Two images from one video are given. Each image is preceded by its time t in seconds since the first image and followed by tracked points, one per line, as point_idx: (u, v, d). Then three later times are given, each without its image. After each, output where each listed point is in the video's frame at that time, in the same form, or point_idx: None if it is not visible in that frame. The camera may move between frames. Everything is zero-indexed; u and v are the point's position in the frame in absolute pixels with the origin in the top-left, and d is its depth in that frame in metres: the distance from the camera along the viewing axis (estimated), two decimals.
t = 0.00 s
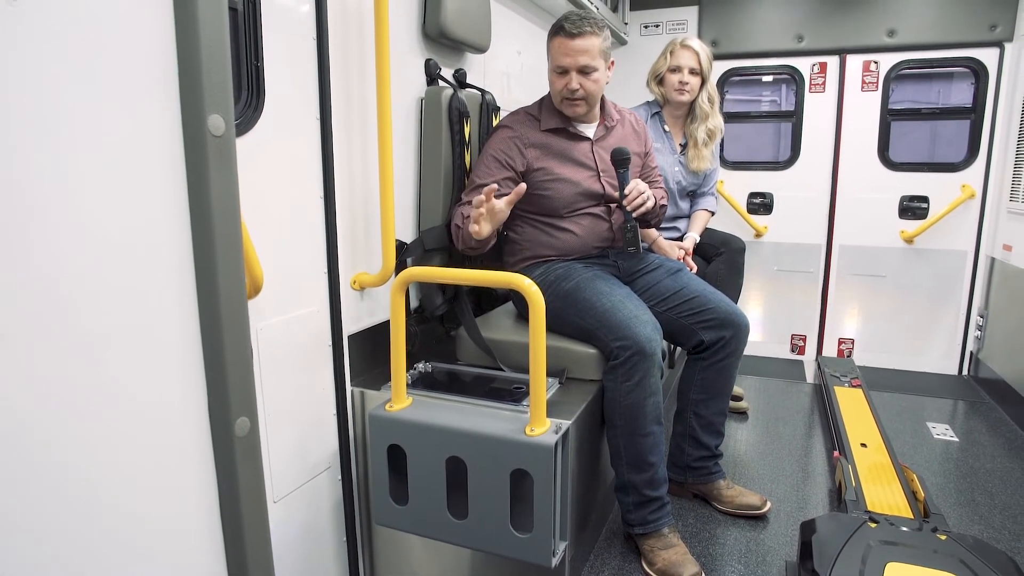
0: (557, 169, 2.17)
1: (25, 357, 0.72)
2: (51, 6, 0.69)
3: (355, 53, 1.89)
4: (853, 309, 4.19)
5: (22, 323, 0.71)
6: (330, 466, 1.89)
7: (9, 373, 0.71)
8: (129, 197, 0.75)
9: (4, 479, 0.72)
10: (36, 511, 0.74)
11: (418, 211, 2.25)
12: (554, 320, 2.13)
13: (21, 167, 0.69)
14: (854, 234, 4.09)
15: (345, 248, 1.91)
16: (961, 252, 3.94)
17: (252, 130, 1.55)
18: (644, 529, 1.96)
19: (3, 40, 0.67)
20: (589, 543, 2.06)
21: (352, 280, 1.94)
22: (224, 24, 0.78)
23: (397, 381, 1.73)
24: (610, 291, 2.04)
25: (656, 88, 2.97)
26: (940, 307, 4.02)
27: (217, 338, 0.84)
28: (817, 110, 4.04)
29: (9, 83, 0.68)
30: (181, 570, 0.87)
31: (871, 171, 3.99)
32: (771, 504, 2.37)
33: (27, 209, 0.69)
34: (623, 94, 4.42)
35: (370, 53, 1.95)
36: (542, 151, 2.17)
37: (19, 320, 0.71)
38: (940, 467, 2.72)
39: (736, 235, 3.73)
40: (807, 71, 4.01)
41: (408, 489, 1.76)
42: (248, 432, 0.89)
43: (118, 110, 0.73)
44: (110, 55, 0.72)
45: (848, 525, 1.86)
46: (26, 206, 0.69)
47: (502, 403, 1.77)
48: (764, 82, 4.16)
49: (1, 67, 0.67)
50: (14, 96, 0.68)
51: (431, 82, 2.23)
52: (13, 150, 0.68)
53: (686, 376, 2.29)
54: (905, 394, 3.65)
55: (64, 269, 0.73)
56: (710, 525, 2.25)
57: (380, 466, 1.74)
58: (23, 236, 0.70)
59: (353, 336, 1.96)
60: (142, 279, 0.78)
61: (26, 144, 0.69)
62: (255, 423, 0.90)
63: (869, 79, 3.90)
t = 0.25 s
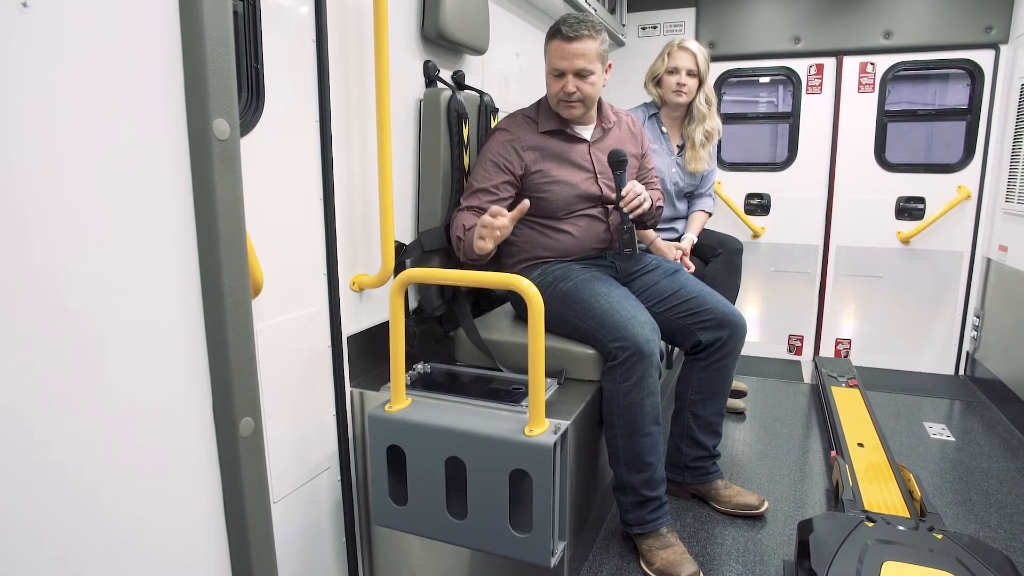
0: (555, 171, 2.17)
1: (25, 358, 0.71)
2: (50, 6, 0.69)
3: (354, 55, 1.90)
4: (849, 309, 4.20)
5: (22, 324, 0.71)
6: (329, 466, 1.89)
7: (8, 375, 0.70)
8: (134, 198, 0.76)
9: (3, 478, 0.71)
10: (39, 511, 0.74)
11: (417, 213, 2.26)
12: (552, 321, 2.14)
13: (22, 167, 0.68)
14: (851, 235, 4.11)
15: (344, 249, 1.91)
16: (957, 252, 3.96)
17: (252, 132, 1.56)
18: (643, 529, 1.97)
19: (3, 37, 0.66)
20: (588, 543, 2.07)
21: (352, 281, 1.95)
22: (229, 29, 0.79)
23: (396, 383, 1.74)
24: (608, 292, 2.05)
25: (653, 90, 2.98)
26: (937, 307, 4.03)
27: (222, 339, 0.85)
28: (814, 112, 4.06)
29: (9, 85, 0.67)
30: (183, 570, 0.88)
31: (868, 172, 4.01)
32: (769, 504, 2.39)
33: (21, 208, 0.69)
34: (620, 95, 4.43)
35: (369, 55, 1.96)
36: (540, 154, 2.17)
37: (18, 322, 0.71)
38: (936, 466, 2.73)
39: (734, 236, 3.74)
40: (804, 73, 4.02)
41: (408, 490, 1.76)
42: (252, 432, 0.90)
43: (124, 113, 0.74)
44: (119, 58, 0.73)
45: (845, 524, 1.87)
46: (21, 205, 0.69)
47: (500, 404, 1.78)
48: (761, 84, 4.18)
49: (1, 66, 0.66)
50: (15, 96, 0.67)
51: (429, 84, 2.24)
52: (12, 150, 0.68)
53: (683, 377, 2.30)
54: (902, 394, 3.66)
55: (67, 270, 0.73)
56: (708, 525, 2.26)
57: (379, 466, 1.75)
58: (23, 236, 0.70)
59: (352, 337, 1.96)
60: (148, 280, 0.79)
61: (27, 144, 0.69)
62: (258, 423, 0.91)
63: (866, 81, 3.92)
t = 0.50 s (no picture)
0: (554, 171, 2.17)
1: (25, 358, 0.71)
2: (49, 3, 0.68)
3: (352, 54, 1.90)
4: (848, 308, 4.20)
5: (22, 323, 0.70)
6: (329, 465, 1.89)
7: (8, 375, 0.70)
8: (135, 196, 0.76)
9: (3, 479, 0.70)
10: (40, 511, 0.74)
11: (416, 211, 2.26)
12: (550, 320, 2.14)
13: (21, 166, 0.68)
14: (850, 233, 4.11)
15: (343, 248, 1.91)
16: (955, 251, 3.97)
17: (251, 131, 1.56)
18: (642, 527, 1.97)
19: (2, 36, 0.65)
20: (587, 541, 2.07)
21: (351, 280, 1.95)
22: (228, 28, 0.80)
23: (394, 381, 1.74)
24: (606, 290, 2.05)
25: (652, 88, 2.98)
26: (935, 305, 4.04)
27: (222, 338, 0.85)
28: (812, 110, 4.06)
29: (9, 83, 0.66)
30: (182, 570, 0.87)
31: (866, 171, 4.01)
32: (768, 502, 2.39)
33: (19, 205, 0.68)
34: (619, 94, 4.43)
35: (367, 53, 1.96)
36: (539, 154, 2.17)
37: (17, 322, 0.70)
38: (934, 465, 2.74)
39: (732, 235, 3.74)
40: (802, 71, 4.02)
41: (407, 488, 1.76)
42: (252, 430, 0.90)
43: (124, 112, 0.74)
44: (119, 56, 0.73)
45: (843, 522, 1.88)
46: (20, 203, 0.68)
47: (499, 402, 1.78)
48: (760, 82, 4.18)
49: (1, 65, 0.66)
50: (14, 94, 0.67)
51: (428, 83, 2.24)
52: (11, 147, 0.67)
53: (682, 375, 2.30)
54: (900, 392, 3.67)
55: (67, 269, 0.72)
56: (707, 523, 2.26)
57: (378, 465, 1.75)
58: (22, 235, 0.69)
59: (352, 336, 1.96)
60: (149, 278, 0.79)
61: (27, 141, 0.68)
62: (258, 421, 0.91)
63: (864, 79, 3.92)
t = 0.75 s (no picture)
0: (553, 172, 2.17)
1: (28, 356, 0.71)
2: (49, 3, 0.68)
3: (351, 53, 1.90)
4: (847, 308, 4.21)
5: (23, 323, 0.70)
6: (328, 465, 1.90)
7: (8, 375, 0.70)
8: (135, 196, 0.76)
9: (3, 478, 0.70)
10: (40, 510, 0.74)
11: (415, 211, 2.25)
12: (549, 319, 2.14)
13: (22, 166, 0.68)
14: (848, 233, 4.12)
15: (342, 248, 1.91)
16: (954, 251, 3.97)
17: (250, 131, 1.56)
18: (641, 527, 1.97)
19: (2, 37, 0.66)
20: (586, 541, 2.07)
21: (350, 280, 1.95)
22: (227, 27, 0.80)
23: (392, 381, 1.73)
24: (605, 290, 2.05)
25: (651, 88, 2.98)
26: (934, 305, 4.04)
27: (222, 337, 0.85)
28: (811, 110, 4.07)
29: (9, 83, 0.66)
30: (181, 569, 0.87)
31: (865, 171, 4.02)
32: (766, 502, 2.39)
33: (19, 203, 0.68)
34: (618, 94, 4.43)
35: (366, 53, 1.96)
36: (539, 155, 2.16)
37: (18, 322, 0.70)
38: (933, 464, 2.74)
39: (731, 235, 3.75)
40: (801, 71, 4.03)
41: (406, 488, 1.76)
42: (252, 429, 0.90)
43: (124, 111, 0.74)
44: (118, 55, 0.73)
45: (842, 522, 1.88)
46: (20, 201, 0.68)
47: (498, 402, 1.78)
48: (758, 82, 4.19)
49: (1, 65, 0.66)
50: (15, 94, 0.67)
51: (427, 82, 2.24)
52: (11, 147, 0.67)
53: (681, 375, 2.30)
54: (898, 392, 3.67)
55: (66, 269, 0.72)
56: (706, 523, 2.26)
57: (377, 464, 1.74)
58: (22, 234, 0.69)
59: (351, 335, 1.96)
60: (148, 278, 0.79)
61: (26, 141, 0.68)
62: (257, 420, 0.91)
63: (862, 79, 3.92)
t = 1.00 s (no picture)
0: (556, 173, 2.17)
1: (30, 356, 0.71)
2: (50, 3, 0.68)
3: (352, 53, 1.89)
4: (846, 307, 4.21)
5: (22, 323, 0.70)
6: (328, 464, 1.89)
7: (7, 375, 0.69)
8: (136, 194, 0.76)
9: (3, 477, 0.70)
10: (39, 510, 0.74)
11: (415, 210, 2.25)
12: (549, 318, 2.14)
13: (22, 165, 0.67)
14: (848, 232, 4.12)
15: (342, 247, 1.91)
16: (953, 250, 3.97)
17: (250, 130, 1.56)
18: (641, 526, 1.97)
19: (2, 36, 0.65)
20: (587, 540, 2.07)
21: (350, 279, 1.94)
22: (228, 25, 0.79)
23: (393, 380, 1.73)
24: (606, 289, 2.05)
25: (651, 87, 2.98)
26: (933, 304, 4.04)
27: (223, 336, 0.85)
28: (811, 109, 4.07)
29: (9, 82, 0.66)
30: (182, 569, 0.87)
31: (864, 170, 4.02)
32: (766, 501, 2.39)
33: (18, 202, 0.68)
34: (617, 93, 4.43)
35: (367, 52, 1.95)
36: (541, 156, 2.16)
37: (18, 322, 0.69)
38: (933, 463, 2.74)
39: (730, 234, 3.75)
40: (801, 71, 4.03)
41: (406, 487, 1.76)
42: (253, 428, 0.90)
43: (125, 110, 0.74)
44: (119, 53, 0.73)
45: (842, 520, 1.88)
46: (20, 200, 0.68)
47: (498, 401, 1.77)
48: (758, 81, 4.18)
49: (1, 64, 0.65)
50: (15, 93, 0.66)
51: (427, 81, 2.24)
52: (10, 146, 0.67)
53: (681, 374, 2.30)
54: (898, 391, 3.67)
55: (66, 268, 0.72)
56: (706, 521, 2.26)
57: (378, 464, 1.74)
58: (22, 233, 0.68)
59: (351, 335, 1.96)
60: (150, 277, 0.79)
61: (26, 140, 0.68)
62: (259, 419, 0.91)
63: (862, 78, 3.92)
